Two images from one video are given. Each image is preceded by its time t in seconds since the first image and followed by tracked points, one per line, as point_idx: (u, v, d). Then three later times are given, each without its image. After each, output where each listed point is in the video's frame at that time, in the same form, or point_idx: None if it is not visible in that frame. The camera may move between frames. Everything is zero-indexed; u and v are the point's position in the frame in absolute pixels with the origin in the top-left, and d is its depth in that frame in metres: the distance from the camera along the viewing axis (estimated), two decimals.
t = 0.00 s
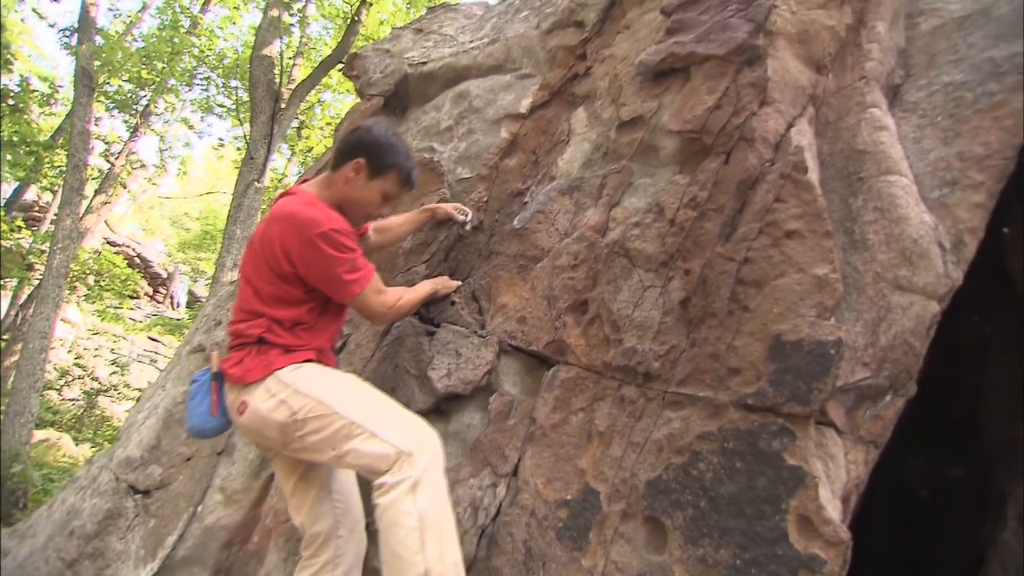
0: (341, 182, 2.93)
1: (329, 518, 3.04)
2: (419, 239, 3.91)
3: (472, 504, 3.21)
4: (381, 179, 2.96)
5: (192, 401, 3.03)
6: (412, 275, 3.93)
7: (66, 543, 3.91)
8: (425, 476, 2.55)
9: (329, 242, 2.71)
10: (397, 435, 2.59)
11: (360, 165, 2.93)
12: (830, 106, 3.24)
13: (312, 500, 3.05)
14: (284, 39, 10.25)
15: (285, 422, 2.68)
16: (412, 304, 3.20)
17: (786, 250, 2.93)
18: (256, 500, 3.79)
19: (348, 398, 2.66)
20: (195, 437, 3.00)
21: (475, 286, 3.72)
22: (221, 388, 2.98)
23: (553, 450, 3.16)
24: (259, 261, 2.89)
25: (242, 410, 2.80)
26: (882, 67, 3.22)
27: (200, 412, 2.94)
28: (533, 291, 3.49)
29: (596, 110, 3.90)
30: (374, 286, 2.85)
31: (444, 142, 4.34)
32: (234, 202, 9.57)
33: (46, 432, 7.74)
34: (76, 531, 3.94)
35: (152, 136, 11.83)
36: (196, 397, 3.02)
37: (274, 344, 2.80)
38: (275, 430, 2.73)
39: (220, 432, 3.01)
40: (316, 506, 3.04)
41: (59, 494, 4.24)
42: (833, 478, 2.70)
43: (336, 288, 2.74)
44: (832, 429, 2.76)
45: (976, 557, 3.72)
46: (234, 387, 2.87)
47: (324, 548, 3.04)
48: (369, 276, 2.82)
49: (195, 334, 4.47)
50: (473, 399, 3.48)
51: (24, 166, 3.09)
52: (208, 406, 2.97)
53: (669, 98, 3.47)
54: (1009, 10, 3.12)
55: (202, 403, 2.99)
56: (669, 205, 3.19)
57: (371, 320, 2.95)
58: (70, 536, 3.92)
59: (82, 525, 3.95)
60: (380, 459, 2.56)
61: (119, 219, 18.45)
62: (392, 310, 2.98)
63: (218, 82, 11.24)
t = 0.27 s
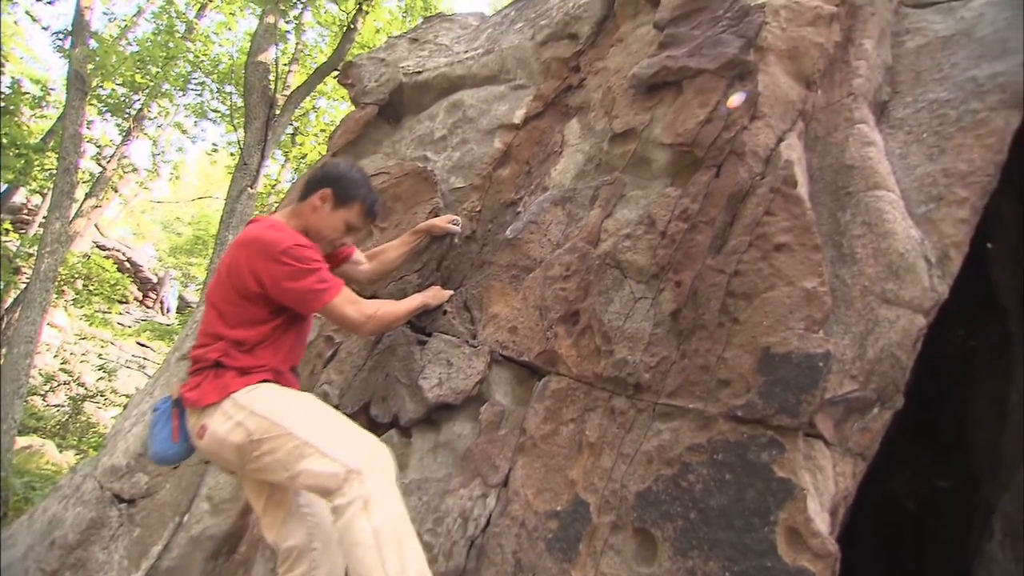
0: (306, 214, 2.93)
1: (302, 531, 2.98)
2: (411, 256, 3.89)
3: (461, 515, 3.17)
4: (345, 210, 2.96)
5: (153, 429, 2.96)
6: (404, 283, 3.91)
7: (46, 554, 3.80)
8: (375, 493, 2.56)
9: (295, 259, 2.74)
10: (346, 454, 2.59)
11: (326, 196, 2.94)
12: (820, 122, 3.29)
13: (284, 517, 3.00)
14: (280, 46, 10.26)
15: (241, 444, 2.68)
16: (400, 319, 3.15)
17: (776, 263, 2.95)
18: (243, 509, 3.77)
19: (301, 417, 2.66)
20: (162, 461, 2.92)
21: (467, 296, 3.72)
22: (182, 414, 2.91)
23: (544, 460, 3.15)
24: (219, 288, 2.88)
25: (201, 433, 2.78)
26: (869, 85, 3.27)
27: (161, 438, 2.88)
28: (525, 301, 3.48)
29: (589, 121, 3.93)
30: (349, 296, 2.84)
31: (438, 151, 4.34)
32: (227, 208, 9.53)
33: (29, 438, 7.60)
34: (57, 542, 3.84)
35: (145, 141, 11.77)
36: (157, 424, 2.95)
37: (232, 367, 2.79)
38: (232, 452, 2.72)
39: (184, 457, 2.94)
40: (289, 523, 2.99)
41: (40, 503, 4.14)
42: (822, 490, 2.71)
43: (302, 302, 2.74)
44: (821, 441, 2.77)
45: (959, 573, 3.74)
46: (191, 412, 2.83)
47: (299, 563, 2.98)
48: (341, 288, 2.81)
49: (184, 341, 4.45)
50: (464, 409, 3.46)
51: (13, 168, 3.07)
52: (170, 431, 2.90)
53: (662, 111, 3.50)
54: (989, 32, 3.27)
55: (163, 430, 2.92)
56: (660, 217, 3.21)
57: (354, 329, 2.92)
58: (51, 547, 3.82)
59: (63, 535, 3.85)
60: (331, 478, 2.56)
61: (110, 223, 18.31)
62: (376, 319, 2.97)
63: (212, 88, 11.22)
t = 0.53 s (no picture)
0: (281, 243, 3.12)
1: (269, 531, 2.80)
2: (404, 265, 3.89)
3: (453, 522, 3.09)
4: (319, 242, 3.17)
5: (112, 455, 2.88)
6: (397, 290, 3.90)
7: (30, 561, 3.69)
8: (335, 391, 2.70)
9: (261, 259, 2.86)
10: (302, 367, 2.71)
11: (302, 226, 3.15)
12: (810, 133, 3.37)
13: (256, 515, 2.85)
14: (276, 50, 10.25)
15: (204, 421, 2.64)
16: (383, 324, 3.14)
17: (767, 273, 2.98)
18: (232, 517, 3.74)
19: (257, 367, 2.73)
20: (130, 477, 2.82)
21: (460, 303, 3.69)
22: (138, 437, 2.83)
23: (536, 468, 3.11)
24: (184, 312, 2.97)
25: (161, 438, 2.68)
26: (859, 98, 3.39)
27: (118, 463, 2.79)
28: (518, 309, 3.47)
29: (583, 130, 3.95)
30: (319, 289, 2.90)
31: (433, 158, 4.35)
32: (220, 212, 9.48)
33: (13, 442, 7.46)
34: (41, 549, 3.75)
35: (138, 143, 11.71)
36: (115, 450, 2.86)
37: (187, 377, 2.77)
38: (197, 437, 2.66)
39: (145, 480, 2.86)
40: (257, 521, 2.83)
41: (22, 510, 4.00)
42: (812, 499, 2.72)
43: (268, 297, 2.82)
44: (811, 450, 2.78)
45: None
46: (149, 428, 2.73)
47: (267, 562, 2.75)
48: (310, 284, 2.90)
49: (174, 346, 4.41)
50: (456, 416, 3.42)
51: (5, 169, 3.09)
52: (126, 456, 2.81)
53: (655, 120, 3.52)
54: (976, 47, 3.39)
55: (120, 455, 2.83)
56: (653, 226, 3.22)
57: (329, 323, 2.93)
58: (34, 555, 3.71)
59: (48, 542, 3.77)
60: (293, 394, 2.66)
61: (102, 226, 18.21)
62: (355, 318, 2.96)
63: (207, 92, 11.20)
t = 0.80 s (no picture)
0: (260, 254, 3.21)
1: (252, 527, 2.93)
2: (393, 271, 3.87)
3: (445, 529, 3.05)
4: (296, 254, 3.27)
5: (67, 462, 2.86)
6: (391, 295, 3.89)
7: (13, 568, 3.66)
8: (313, 341, 2.91)
9: (235, 256, 2.99)
10: (273, 333, 2.90)
11: (279, 241, 3.27)
12: (803, 143, 3.40)
13: (235, 513, 2.95)
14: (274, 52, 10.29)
15: (188, 409, 2.72)
16: (369, 315, 3.19)
17: (759, 281, 2.99)
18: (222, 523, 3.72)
19: (226, 348, 2.83)
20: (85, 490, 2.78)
21: (453, 308, 3.68)
22: (98, 446, 2.87)
23: (528, 475, 3.09)
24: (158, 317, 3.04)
25: (140, 437, 2.73)
26: (850, 109, 3.43)
27: (72, 469, 2.78)
28: (511, 315, 3.46)
29: (577, 137, 3.96)
30: (296, 280, 2.98)
31: (428, 163, 4.35)
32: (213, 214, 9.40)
33: None
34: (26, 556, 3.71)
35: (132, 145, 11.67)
36: (71, 457, 2.86)
37: (158, 374, 2.83)
38: (181, 428, 2.73)
39: (96, 494, 2.83)
40: (236, 519, 2.95)
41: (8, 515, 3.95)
42: (803, 507, 2.73)
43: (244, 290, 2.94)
44: (802, 458, 2.79)
45: None
46: (121, 430, 2.77)
47: (247, 559, 2.89)
48: (284, 276, 2.98)
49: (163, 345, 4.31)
50: (448, 422, 3.41)
51: None
52: (83, 464, 2.81)
53: (649, 128, 3.54)
54: (964, 61, 3.45)
55: (76, 462, 2.82)
56: (646, 234, 3.24)
57: (310, 311, 2.99)
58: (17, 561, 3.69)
59: (33, 549, 3.74)
60: (276, 357, 2.85)
61: (95, 228, 18.11)
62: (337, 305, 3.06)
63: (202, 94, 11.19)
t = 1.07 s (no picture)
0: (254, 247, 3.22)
1: (252, 529, 2.96)
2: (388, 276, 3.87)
3: (438, 535, 3.03)
4: (289, 248, 3.30)
5: (63, 464, 2.83)
6: (386, 299, 3.88)
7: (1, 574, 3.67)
8: (325, 345, 2.92)
9: (233, 251, 2.99)
10: (284, 337, 2.90)
11: (272, 236, 3.29)
12: (797, 151, 3.42)
13: (235, 516, 2.97)
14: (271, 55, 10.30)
15: (196, 409, 2.69)
16: (367, 315, 3.19)
17: (753, 288, 3.01)
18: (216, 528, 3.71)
19: (235, 350, 2.83)
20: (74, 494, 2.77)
21: (449, 313, 3.66)
22: (95, 447, 2.84)
23: (522, 481, 3.07)
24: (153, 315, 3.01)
25: (144, 437, 2.69)
26: (844, 117, 3.46)
27: (71, 472, 2.75)
28: (506, 320, 3.44)
29: (573, 143, 3.98)
30: (294, 276, 2.99)
31: (424, 168, 4.35)
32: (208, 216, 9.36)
33: None
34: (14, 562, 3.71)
35: (127, 147, 11.65)
36: (68, 459, 2.83)
37: (159, 372, 2.80)
38: (188, 429, 2.70)
39: (96, 496, 2.80)
40: (236, 522, 2.96)
41: None
42: (796, 513, 2.74)
43: (244, 286, 2.95)
44: (795, 465, 2.80)
45: None
46: (123, 431, 2.73)
47: (248, 562, 2.93)
48: (282, 273, 2.99)
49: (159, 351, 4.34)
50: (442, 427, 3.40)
51: None
52: (81, 466, 2.78)
53: (644, 135, 3.55)
54: (954, 71, 3.50)
55: (73, 464, 2.79)
56: (641, 240, 3.24)
57: (308, 308, 2.98)
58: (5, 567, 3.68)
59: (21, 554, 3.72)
60: (287, 360, 2.86)
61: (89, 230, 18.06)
62: (334, 303, 3.05)
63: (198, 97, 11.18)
